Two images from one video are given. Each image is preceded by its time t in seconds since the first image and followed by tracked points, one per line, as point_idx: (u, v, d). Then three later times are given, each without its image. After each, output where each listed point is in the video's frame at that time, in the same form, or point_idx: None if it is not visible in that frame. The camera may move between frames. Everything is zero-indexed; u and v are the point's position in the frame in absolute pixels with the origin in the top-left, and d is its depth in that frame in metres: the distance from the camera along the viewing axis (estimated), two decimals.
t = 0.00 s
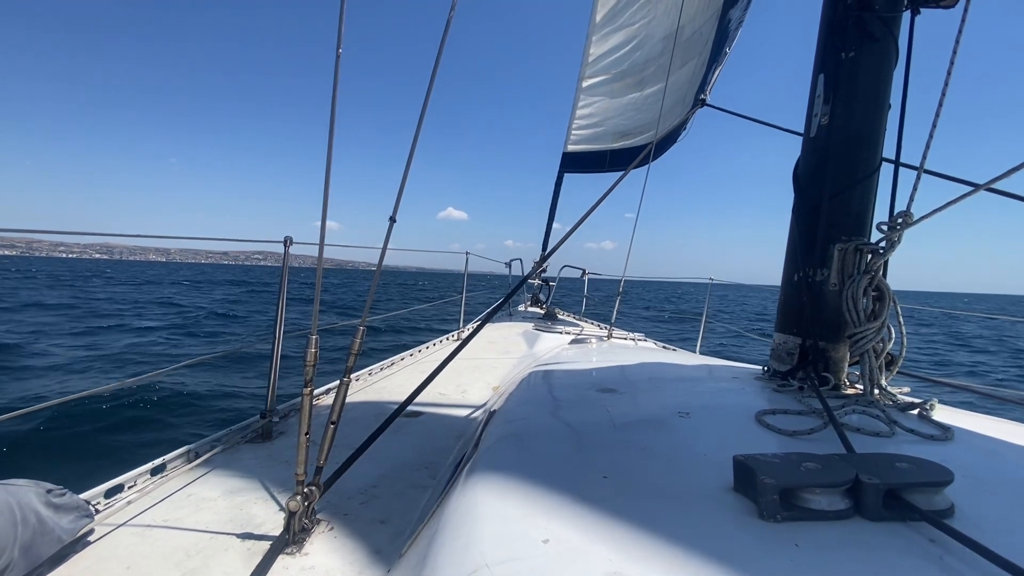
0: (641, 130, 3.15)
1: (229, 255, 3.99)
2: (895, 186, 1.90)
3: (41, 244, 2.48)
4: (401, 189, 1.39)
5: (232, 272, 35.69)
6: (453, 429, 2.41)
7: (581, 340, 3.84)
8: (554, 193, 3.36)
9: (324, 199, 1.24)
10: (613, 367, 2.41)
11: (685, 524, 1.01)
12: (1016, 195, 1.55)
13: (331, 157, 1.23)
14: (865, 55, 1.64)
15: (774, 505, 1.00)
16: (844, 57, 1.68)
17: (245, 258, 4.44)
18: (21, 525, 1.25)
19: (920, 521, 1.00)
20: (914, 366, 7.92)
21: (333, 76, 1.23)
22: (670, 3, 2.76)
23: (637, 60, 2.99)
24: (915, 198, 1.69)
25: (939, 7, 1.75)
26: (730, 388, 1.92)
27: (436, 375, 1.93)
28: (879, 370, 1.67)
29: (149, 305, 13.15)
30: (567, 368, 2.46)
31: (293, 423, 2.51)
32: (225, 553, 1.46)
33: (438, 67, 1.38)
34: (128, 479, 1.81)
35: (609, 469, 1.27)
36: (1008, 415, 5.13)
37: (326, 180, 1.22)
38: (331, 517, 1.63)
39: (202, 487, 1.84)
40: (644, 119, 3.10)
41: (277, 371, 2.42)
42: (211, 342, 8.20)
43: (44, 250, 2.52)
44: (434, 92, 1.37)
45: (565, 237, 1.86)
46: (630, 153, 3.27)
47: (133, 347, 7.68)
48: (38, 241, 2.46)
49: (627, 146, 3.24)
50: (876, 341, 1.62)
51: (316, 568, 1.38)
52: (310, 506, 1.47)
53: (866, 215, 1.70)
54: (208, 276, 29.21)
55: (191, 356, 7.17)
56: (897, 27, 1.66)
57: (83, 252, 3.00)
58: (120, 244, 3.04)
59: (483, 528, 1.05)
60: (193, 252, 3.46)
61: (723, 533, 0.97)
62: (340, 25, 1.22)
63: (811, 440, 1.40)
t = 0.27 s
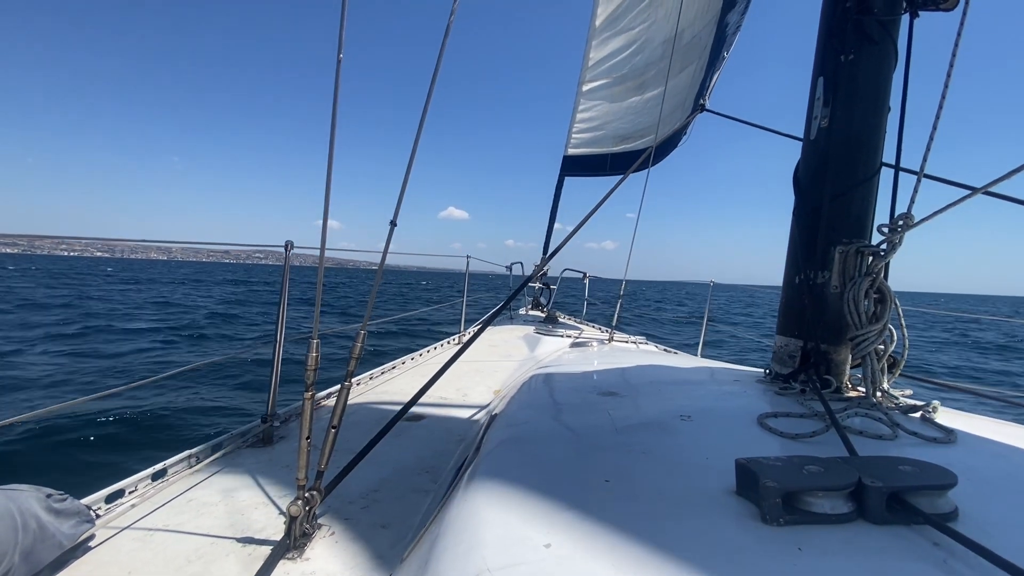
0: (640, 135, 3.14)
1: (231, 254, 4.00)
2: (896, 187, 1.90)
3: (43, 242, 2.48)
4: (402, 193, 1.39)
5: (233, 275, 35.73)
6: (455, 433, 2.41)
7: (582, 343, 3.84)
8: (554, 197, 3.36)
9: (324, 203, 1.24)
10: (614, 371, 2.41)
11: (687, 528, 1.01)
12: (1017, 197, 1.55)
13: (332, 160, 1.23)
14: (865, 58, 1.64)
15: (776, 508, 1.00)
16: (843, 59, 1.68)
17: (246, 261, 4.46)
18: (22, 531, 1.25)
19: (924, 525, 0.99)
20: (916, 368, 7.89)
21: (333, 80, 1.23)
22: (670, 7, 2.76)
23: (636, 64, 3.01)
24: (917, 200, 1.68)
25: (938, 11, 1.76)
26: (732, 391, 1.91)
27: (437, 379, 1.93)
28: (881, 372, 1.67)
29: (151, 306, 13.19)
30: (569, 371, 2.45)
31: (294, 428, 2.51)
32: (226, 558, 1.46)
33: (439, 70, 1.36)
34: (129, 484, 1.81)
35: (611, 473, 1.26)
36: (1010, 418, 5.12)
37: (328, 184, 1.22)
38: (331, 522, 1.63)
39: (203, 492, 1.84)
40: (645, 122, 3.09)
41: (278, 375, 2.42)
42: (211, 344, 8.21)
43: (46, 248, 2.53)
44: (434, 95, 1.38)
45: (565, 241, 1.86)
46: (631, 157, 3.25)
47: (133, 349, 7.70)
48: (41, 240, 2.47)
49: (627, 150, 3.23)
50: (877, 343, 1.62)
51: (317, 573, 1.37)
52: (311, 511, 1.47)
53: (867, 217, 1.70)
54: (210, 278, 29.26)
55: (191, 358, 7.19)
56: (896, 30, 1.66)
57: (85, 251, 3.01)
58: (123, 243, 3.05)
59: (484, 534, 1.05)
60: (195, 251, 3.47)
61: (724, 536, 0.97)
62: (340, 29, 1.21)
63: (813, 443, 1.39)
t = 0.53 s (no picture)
0: (640, 137, 3.16)
1: (231, 255, 4.00)
2: (895, 189, 1.90)
3: (45, 240, 2.49)
4: (402, 195, 1.40)
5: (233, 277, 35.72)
6: (455, 436, 2.40)
7: (582, 346, 3.83)
8: (554, 199, 3.33)
9: (325, 205, 1.25)
10: (615, 373, 2.40)
11: (688, 531, 1.00)
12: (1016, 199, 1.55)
13: (332, 163, 1.23)
14: (863, 61, 1.65)
15: (778, 511, 1.00)
16: (842, 62, 1.68)
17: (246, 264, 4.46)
18: (21, 535, 1.24)
19: (926, 527, 0.99)
20: (916, 370, 7.89)
21: (334, 84, 1.24)
22: (670, 11, 2.78)
23: (636, 67, 3.01)
24: (916, 202, 1.69)
25: (935, 14, 1.77)
26: (732, 393, 1.91)
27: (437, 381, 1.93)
28: (882, 375, 1.66)
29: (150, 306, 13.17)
30: (569, 374, 2.45)
31: (294, 431, 2.51)
32: (225, 563, 1.45)
33: (439, 72, 1.40)
34: (128, 488, 1.80)
35: (612, 476, 1.26)
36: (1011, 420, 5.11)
37: (328, 186, 1.22)
38: (331, 526, 1.62)
39: (202, 496, 1.83)
40: (645, 125, 3.10)
41: (277, 378, 2.41)
42: (210, 345, 8.20)
43: (47, 246, 2.53)
44: (434, 98, 1.38)
45: (565, 243, 1.86)
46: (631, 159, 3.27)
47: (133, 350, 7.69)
48: (43, 238, 2.47)
49: (627, 152, 3.24)
50: (878, 345, 1.61)
51: None
52: (311, 515, 1.46)
53: (867, 219, 1.70)
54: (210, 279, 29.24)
55: (191, 359, 7.19)
56: (895, 33, 1.66)
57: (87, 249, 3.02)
58: (125, 242, 3.06)
59: (484, 537, 1.04)
60: (195, 251, 3.48)
61: (726, 539, 0.97)
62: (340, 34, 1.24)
63: (814, 446, 1.39)
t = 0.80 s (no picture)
0: (639, 139, 3.17)
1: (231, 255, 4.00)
2: (893, 191, 1.91)
3: (46, 238, 2.49)
4: (401, 196, 1.40)
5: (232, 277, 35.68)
6: (454, 437, 2.40)
7: (581, 347, 3.84)
8: (553, 201, 3.36)
9: (324, 205, 1.25)
10: (614, 375, 2.40)
11: (687, 532, 1.00)
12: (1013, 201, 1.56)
13: (331, 163, 1.24)
14: (860, 63, 1.65)
15: (776, 513, 1.00)
16: (839, 65, 1.69)
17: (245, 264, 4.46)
18: (17, 537, 1.24)
19: (924, 529, 0.99)
20: (915, 371, 7.91)
21: (334, 84, 1.25)
22: (668, 13, 2.79)
23: (635, 69, 3.01)
24: (914, 204, 1.69)
25: (931, 17, 1.78)
26: (731, 395, 1.91)
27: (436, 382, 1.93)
28: (880, 376, 1.67)
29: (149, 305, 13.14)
30: (568, 375, 2.45)
31: (293, 433, 2.50)
32: (224, 565, 1.45)
33: (438, 71, 1.44)
34: (126, 490, 1.80)
35: (611, 477, 1.26)
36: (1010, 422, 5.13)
37: (327, 186, 1.24)
38: (330, 527, 1.62)
39: (201, 498, 1.83)
40: (644, 127, 3.11)
41: (276, 379, 2.41)
42: (209, 343, 8.19)
43: (47, 245, 2.53)
44: (434, 98, 1.40)
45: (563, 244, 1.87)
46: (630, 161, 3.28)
47: (131, 348, 7.66)
48: (44, 236, 2.47)
49: (626, 154, 3.25)
50: (876, 347, 1.62)
51: None
52: (309, 517, 1.46)
53: (864, 221, 1.71)
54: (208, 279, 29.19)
55: (189, 358, 7.16)
56: (892, 36, 1.67)
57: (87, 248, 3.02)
58: (125, 241, 3.06)
59: (483, 538, 1.04)
60: (195, 250, 3.48)
61: (725, 540, 0.97)
62: (340, 34, 1.26)
63: (813, 447, 1.39)
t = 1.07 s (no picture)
0: (637, 138, 3.17)
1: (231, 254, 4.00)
2: (892, 191, 1.91)
3: (47, 238, 2.49)
4: (400, 196, 1.40)
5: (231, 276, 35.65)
6: (453, 437, 2.40)
7: (581, 347, 3.84)
8: (552, 201, 3.36)
9: (323, 205, 1.25)
10: (613, 374, 2.40)
11: (687, 532, 1.00)
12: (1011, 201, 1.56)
13: (331, 163, 1.24)
14: (859, 63, 1.66)
15: (775, 512, 1.00)
16: (838, 65, 1.69)
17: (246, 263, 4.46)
18: (16, 537, 1.24)
19: (923, 528, 0.99)
20: (914, 370, 7.92)
21: (333, 84, 1.26)
22: (668, 13, 2.79)
23: (634, 69, 3.01)
24: (913, 203, 1.69)
25: (930, 17, 1.78)
26: (730, 394, 1.91)
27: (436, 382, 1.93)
28: (879, 376, 1.67)
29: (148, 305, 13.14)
30: (568, 375, 2.45)
31: (292, 433, 2.50)
32: (223, 564, 1.45)
33: (439, 70, 1.49)
34: (125, 490, 1.79)
35: (610, 477, 1.26)
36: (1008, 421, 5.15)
37: (326, 185, 1.24)
38: (329, 527, 1.62)
39: (200, 498, 1.82)
40: (642, 126, 3.11)
41: (276, 379, 2.41)
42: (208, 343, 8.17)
43: (48, 244, 2.53)
44: (433, 98, 1.40)
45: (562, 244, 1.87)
46: (628, 161, 3.28)
47: (130, 348, 7.64)
48: (44, 236, 2.47)
49: (625, 154, 3.25)
50: (875, 347, 1.62)
51: None
52: (309, 516, 1.46)
53: (863, 221, 1.71)
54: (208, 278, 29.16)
55: (188, 358, 7.15)
56: (891, 36, 1.67)
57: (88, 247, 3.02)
58: (126, 240, 3.06)
59: (483, 538, 1.04)
60: (195, 249, 3.47)
61: (724, 540, 0.97)
62: (340, 34, 1.26)
63: (812, 446, 1.39)
